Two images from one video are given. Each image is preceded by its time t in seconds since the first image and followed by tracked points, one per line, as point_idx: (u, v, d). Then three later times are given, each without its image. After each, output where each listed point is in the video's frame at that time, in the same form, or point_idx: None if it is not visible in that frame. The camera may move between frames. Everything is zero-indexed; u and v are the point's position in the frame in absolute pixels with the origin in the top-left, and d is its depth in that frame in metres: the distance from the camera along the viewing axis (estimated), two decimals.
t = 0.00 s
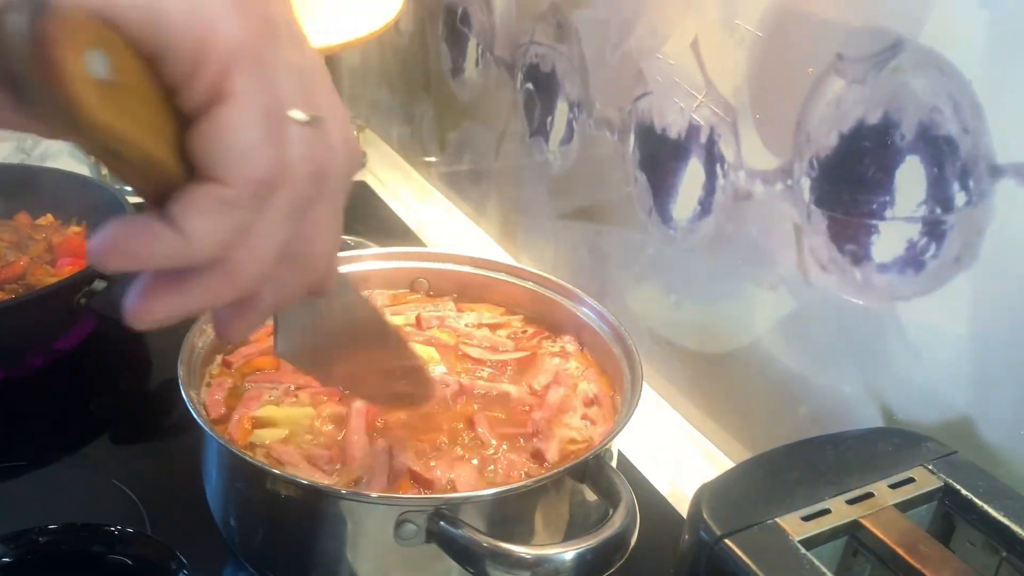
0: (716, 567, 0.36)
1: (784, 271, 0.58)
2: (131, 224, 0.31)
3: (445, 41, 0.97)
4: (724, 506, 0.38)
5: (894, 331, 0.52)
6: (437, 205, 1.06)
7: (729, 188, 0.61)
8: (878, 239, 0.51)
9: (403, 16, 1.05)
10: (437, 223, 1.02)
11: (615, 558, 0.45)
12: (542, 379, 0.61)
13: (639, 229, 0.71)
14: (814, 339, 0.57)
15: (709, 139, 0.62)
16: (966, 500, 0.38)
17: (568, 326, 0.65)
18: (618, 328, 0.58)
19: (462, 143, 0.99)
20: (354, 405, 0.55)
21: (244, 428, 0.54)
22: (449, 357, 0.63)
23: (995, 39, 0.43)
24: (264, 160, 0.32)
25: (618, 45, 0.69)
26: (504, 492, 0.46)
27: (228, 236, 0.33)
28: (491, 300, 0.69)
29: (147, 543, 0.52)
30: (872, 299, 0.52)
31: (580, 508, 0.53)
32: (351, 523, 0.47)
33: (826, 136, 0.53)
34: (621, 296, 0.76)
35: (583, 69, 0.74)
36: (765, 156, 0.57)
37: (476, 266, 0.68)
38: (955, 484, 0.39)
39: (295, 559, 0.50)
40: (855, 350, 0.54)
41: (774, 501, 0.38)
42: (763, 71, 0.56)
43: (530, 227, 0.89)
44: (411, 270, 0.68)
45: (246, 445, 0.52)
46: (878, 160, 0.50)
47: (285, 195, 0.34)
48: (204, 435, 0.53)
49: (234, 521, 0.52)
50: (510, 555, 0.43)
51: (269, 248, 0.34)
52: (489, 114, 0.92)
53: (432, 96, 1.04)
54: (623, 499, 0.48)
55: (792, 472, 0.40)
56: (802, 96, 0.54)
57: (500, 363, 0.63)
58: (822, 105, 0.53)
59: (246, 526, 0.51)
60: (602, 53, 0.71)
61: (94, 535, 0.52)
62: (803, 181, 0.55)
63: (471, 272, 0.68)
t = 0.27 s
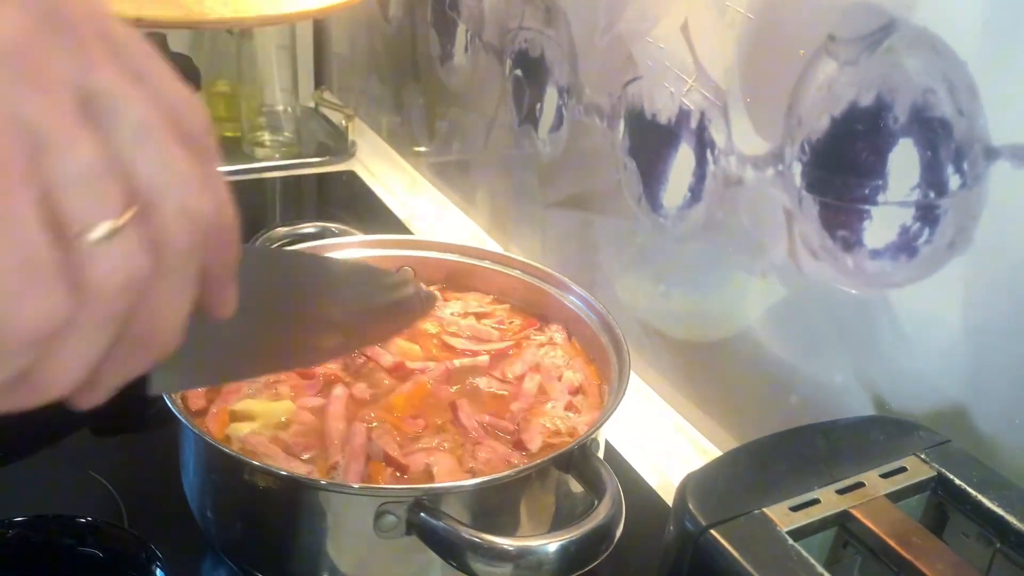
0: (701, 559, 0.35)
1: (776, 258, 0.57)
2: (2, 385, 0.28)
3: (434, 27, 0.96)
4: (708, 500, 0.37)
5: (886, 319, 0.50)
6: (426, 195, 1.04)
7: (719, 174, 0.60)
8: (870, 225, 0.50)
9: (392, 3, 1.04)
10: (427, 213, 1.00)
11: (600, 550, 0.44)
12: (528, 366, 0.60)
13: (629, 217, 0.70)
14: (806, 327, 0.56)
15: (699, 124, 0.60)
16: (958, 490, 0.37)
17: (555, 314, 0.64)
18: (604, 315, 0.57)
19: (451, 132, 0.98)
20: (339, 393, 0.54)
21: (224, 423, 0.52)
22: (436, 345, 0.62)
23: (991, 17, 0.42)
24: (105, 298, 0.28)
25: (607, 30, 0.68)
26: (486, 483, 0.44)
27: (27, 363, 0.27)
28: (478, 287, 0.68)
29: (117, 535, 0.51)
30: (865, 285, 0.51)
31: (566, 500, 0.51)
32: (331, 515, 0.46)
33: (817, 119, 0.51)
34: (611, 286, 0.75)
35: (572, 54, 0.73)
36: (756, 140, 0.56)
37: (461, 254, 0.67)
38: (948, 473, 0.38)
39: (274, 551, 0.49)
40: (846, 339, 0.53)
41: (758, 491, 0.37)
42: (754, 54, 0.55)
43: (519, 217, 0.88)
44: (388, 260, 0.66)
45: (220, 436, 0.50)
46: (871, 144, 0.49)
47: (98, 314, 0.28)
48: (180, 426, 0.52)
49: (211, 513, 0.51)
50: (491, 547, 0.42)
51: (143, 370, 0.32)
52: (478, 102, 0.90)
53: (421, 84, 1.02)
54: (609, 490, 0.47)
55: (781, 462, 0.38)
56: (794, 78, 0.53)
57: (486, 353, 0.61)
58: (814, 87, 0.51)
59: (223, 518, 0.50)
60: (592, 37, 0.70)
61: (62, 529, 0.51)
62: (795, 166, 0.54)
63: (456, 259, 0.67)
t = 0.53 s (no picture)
0: (691, 555, 0.35)
1: (770, 253, 0.57)
2: None
3: (430, 19, 0.95)
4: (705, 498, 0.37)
5: (880, 314, 0.50)
6: (421, 188, 1.04)
7: (714, 168, 0.59)
8: (865, 220, 0.49)
9: None
10: (422, 207, 1.00)
11: (590, 545, 0.44)
12: (521, 359, 0.60)
13: (624, 211, 0.70)
14: (800, 322, 0.56)
15: (695, 118, 0.60)
16: (949, 486, 0.37)
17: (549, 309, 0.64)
18: (599, 309, 0.56)
19: (447, 125, 0.97)
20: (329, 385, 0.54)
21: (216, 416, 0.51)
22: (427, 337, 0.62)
23: (986, 11, 0.42)
24: None
25: (602, 22, 0.67)
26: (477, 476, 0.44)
27: None
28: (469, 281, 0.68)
29: (104, 527, 0.51)
30: (859, 281, 0.51)
31: (557, 493, 0.51)
32: (320, 507, 0.46)
33: (812, 113, 0.51)
34: (605, 280, 0.75)
35: (568, 47, 0.72)
36: (751, 134, 0.56)
37: (455, 247, 0.66)
38: (940, 469, 0.38)
39: (264, 544, 0.49)
40: (840, 334, 0.53)
41: (748, 485, 0.36)
42: (749, 47, 0.55)
43: (515, 210, 0.87)
44: (387, 251, 0.67)
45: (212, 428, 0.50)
46: (866, 138, 0.48)
47: None
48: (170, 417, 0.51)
49: (201, 505, 0.50)
50: (481, 541, 0.42)
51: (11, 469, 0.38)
52: (473, 95, 0.90)
53: (417, 76, 1.02)
54: (600, 484, 0.46)
55: (772, 457, 0.38)
56: (789, 72, 0.52)
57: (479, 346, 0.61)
58: (810, 81, 0.51)
59: (213, 510, 0.50)
60: (587, 30, 0.69)
61: (50, 519, 0.51)
62: (789, 160, 0.53)
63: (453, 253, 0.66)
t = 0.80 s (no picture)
0: (696, 549, 0.35)
1: (772, 251, 0.57)
2: None
3: (433, 15, 0.96)
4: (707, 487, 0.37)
5: (881, 313, 0.51)
6: (423, 183, 1.05)
7: (718, 166, 0.60)
8: (867, 220, 0.50)
9: None
10: (424, 202, 1.00)
11: (594, 538, 0.44)
12: (525, 355, 0.60)
13: (627, 209, 0.70)
14: (802, 320, 0.56)
15: (699, 117, 0.61)
16: (949, 483, 0.38)
17: (554, 306, 0.64)
18: (602, 306, 0.57)
19: (450, 120, 0.98)
20: (337, 379, 0.55)
21: (224, 408, 0.52)
22: (431, 332, 0.63)
23: (989, 15, 0.42)
24: None
25: (607, 21, 0.68)
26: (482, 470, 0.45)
27: None
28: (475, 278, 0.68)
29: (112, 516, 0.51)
30: (860, 280, 0.52)
31: (560, 488, 0.52)
32: (328, 500, 0.46)
33: (816, 114, 0.52)
34: (607, 277, 0.75)
35: (572, 45, 0.73)
36: (755, 134, 0.56)
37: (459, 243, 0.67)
38: (938, 465, 0.39)
39: (272, 535, 0.50)
40: (841, 332, 0.54)
41: (751, 481, 0.37)
42: (755, 48, 0.55)
43: (517, 206, 0.88)
44: (390, 247, 0.67)
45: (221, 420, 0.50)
46: (868, 139, 0.49)
47: None
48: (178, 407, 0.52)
49: (208, 496, 0.51)
50: (486, 534, 0.43)
51: None
52: (477, 91, 0.90)
53: (420, 72, 1.02)
54: (604, 479, 0.47)
55: (775, 453, 0.39)
56: (794, 72, 0.53)
57: (483, 341, 0.61)
58: (814, 83, 0.52)
59: (221, 501, 0.50)
60: (593, 28, 0.70)
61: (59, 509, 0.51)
62: (793, 160, 0.54)
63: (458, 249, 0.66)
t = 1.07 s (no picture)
0: (709, 523, 0.37)
1: (777, 246, 0.60)
2: None
3: (444, 15, 0.98)
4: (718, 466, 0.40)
5: (882, 305, 0.53)
6: (432, 179, 1.07)
7: (725, 164, 0.62)
8: (869, 216, 0.52)
9: None
10: (434, 198, 1.03)
11: (609, 518, 0.47)
12: (539, 345, 0.62)
13: (635, 205, 0.73)
14: (806, 313, 0.58)
15: (707, 116, 0.63)
16: (947, 464, 0.40)
17: (565, 298, 0.66)
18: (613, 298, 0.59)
19: (460, 118, 1.00)
20: (359, 366, 0.57)
21: (252, 393, 0.54)
22: (448, 322, 0.65)
23: (988, 21, 0.45)
24: None
25: (618, 23, 0.70)
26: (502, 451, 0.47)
27: None
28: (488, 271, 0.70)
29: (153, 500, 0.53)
30: (862, 274, 0.54)
31: (574, 471, 0.54)
32: (354, 480, 0.48)
33: (821, 114, 0.54)
34: (615, 271, 0.77)
35: (583, 46, 0.75)
36: (762, 133, 0.59)
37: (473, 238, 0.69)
38: (938, 447, 0.41)
39: (297, 514, 0.52)
40: (844, 324, 0.56)
41: (760, 460, 0.39)
42: (763, 50, 0.57)
43: (526, 203, 0.90)
44: (407, 240, 0.69)
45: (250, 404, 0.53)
46: (871, 139, 0.51)
47: None
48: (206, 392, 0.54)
49: (237, 477, 0.53)
50: (506, 512, 0.45)
51: None
52: (487, 90, 0.92)
53: (430, 71, 1.04)
54: (618, 462, 0.49)
55: (783, 435, 0.41)
56: (801, 74, 0.55)
57: (498, 331, 0.64)
58: (819, 85, 0.54)
59: (249, 482, 0.52)
60: (603, 29, 0.72)
61: (101, 490, 0.53)
62: (798, 158, 0.56)
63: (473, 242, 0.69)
